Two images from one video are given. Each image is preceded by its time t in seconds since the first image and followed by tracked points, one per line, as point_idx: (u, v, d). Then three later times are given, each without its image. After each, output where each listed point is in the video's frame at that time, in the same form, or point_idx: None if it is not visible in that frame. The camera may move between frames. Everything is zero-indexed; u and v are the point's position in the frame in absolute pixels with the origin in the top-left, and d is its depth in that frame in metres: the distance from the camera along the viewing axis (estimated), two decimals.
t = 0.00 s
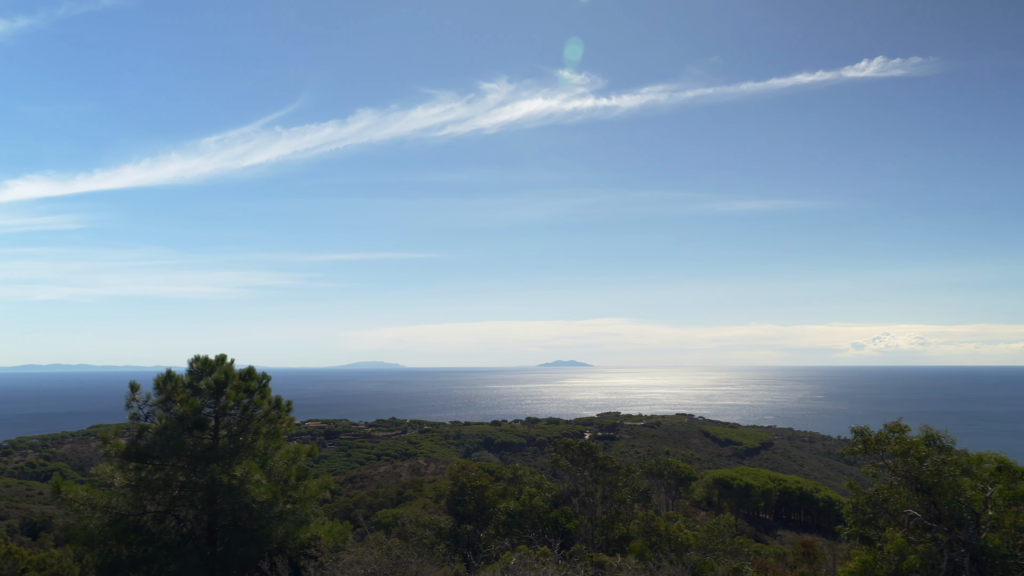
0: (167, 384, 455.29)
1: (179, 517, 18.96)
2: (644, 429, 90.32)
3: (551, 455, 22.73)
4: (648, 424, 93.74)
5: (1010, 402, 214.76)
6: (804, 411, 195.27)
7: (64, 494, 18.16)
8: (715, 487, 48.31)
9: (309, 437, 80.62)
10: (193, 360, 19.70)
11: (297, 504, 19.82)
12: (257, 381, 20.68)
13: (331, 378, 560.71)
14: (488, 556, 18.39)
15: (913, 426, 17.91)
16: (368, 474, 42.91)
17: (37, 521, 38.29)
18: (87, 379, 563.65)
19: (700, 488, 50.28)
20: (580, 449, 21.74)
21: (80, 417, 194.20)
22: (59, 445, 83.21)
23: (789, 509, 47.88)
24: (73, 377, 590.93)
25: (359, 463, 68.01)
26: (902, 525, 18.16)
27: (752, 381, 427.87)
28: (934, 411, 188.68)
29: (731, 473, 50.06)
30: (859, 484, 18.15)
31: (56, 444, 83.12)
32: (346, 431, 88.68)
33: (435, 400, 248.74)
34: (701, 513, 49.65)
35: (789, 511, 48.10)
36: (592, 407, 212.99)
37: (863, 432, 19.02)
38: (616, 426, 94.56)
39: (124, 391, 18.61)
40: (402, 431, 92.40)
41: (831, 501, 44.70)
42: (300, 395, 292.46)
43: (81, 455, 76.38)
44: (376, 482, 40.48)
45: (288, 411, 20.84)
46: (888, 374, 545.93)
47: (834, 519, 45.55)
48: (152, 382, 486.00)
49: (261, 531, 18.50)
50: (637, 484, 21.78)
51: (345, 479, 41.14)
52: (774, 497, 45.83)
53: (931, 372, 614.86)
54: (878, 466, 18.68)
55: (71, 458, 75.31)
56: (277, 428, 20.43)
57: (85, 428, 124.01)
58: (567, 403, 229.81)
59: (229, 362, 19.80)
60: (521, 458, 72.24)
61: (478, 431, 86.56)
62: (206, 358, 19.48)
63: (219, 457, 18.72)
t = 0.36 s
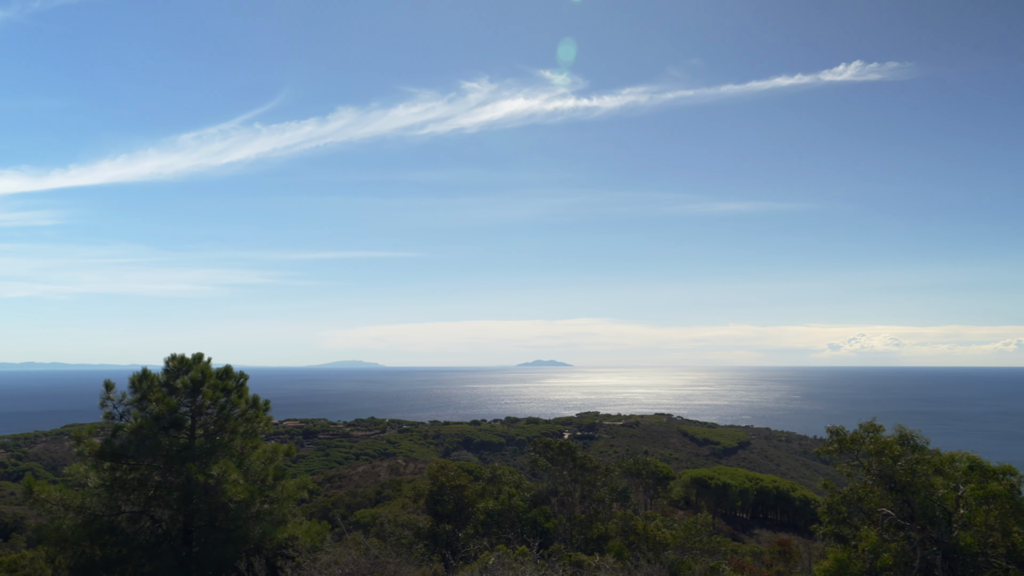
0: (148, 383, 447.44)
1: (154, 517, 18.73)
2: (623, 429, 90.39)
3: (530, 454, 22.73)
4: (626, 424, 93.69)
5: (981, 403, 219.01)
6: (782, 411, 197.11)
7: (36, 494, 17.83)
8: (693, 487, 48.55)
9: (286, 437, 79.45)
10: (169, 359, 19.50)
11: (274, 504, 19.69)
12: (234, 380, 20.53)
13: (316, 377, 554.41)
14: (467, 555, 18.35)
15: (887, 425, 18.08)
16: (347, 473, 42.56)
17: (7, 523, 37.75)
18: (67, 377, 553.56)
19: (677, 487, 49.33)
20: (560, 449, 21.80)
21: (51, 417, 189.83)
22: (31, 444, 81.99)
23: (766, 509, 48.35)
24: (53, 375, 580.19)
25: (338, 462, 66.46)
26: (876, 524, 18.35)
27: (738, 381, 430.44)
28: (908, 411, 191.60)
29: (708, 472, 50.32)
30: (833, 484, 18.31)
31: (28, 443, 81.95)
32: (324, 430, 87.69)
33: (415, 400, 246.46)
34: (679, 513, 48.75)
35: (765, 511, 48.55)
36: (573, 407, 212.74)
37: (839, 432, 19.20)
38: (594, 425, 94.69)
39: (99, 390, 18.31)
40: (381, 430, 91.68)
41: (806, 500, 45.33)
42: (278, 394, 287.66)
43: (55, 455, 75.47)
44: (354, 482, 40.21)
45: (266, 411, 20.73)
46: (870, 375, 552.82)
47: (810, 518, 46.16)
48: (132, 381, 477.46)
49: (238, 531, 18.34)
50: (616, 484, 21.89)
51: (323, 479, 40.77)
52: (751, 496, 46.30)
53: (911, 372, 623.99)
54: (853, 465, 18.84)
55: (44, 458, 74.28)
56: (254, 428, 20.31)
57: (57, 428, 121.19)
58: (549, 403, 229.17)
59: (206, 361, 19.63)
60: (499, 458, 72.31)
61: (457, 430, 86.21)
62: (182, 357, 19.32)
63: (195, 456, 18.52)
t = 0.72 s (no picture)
0: (131, 382, 440.97)
1: (130, 517, 18.53)
2: (603, 429, 90.44)
3: (511, 454, 22.73)
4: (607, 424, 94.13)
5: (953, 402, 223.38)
6: (762, 411, 198.77)
7: (9, 494, 17.50)
8: (673, 486, 48.55)
9: (264, 436, 78.36)
10: (146, 357, 19.34)
11: (253, 504, 19.56)
12: (213, 379, 20.40)
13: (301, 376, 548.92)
14: (446, 555, 18.31)
15: (863, 426, 18.23)
16: (326, 473, 42.21)
17: None
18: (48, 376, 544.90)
19: (657, 487, 49.84)
20: (541, 449, 21.81)
21: (22, 416, 185.80)
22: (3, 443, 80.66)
23: (745, 509, 48.77)
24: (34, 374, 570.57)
25: (317, 462, 65.59)
26: (852, 523, 18.51)
27: (725, 382, 432.96)
28: (884, 411, 194.35)
29: (688, 472, 50.51)
30: (809, 484, 18.50)
31: None
32: (304, 430, 86.73)
33: (397, 400, 244.45)
34: (658, 512, 49.33)
35: (744, 510, 49.01)
36: (555, 407, 212.55)
37: (816, 432, 19.35)
38: (575, 425, 95.06)
39: (74, 388, 18.02)
40: (361, 430, 90.96)
41: (784, 500, 45.86)
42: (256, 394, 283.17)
43: (28, 455, 74.31)
44: (334, 482, 39.94)
45: (244, 410, 20.64)
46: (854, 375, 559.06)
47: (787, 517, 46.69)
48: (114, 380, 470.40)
49: (215, 531, 18.20)
50: (596, 484, 22.01)
51: (301, 479, 40.38)
52: (730, 496, 46.69)
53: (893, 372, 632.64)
54: (830, 466, 18.93)
55: (17, 459, 73.20)
56: (232, 428, 20.18)
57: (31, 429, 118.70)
58: (532, 403, 228.67)
59: (184, 359, 19.47)
60: (479, 457, 72.29)
61: (437, 430, 85.80)
62: (160, 355, 19.17)
63: (173, 456, 18.33)
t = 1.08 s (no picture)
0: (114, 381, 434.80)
1: (106, 518, 18.28)
2: (584, 429, 90.45)
3: (491, 453, 22.68)
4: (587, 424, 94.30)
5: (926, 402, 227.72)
6: (742, 410, 200.72)
7: None
8: (652, 485, 48.44)
9: (243, 436, 77.50)
10: (123, 356, 19.15)
11: (231, 505, 19.41)
12: (190, 378, 20.24)
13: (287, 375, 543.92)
14: (426, 555, 18.28)
15: (841, 425, 18.38)
16: (305, 473, 41.85)
17: None
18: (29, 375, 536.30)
19: (636, 486, 49.87)
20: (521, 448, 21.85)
21: None
22: None
23: (723, 507, 49.26)
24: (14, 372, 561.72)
25: (297, 462, 64.97)
26: (829, 521, 18.69)
27: (712, 381, 435.76)
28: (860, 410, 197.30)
29: (668, 471, 50.64)
30: (787, 483, 18.64)
31: None
32: (283, 429, 85.89)
33: (380, 399, 242.67)
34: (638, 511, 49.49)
35: (722, 509, 49.50)
36: (539, 406, 212.55)
37: (794, 431, 19.51)
38: (556, 424, 95.35)
39: (48, 387, 17.73)
40: (341, 430, 90.19)
41: (762, 499, 46.50)
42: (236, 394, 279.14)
43: None
44: (313, 482, 39.67)
45: (223, 409, 20.51)
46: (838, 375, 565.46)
47: (765, 516, 47.30)
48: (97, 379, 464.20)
49: (192, 532, 17.96)
50: (576, 483, 22.13)
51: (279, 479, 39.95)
52: (709, 495, 47.09)
53: (876, 372, 641.29)
54: (808, 465, 19.04)
55: None
56: (210, 427, 20.04)
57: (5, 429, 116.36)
58: (515, 403, 228.28)
59: (162, 358, 19.33)
60: (459, 457, 72.27)
61: (418, 430, 85.44)
62: (137, 354, 19.00)
63: (150, 456, 18.14)
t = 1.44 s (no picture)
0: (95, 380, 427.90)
1: (80, 519, 18.03)
2: (564, 429, 90.34)
3: (472, 452, 22.63)
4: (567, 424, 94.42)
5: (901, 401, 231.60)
6: (723, 410, 202.61)
7: None
8: (632, 484, 48.27)
9: (219, 436, 76.51)
10: (98, 355, 18.93)
11: (207, 505, 19.23)
12: (167, 377, 20.07)
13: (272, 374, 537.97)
14: (405, 555, 18.21)
15: (818, 425, 18.55)
16: (283, 473, 41.45)
17: None
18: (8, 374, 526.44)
19: (616, 486, 49.76)
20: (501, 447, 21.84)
21: None
22: None
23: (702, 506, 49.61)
24: None
25: (275, 462, 64.32)
26: (805, 520, 18.85)
27: (699, 381, 438.11)
28: (838, 410, 200.11)
29: (647, 469, 50.72)
30: (764, 482, 18.82)
31: None
32: (261, 429, 84.88)
33: (361, 399, 240.16)
34: (617, 510, 49.50)
35: (700, 508, 49.83)
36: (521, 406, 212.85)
37: (772, 431, 19.64)
38: (536, 424, 95.46)
39: (21, 387, 17.42)
40: (320, 430, 89.21)
41: (739, 497, 47.02)
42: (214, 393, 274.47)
43: None
44: (291, 481, 39.36)
45: (200, 409, 20.34)
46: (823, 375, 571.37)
47: (742, 514, 47.80)
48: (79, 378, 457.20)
49: (168, 533, 17.73)
50: (556, 483, 22.19)
51: (257, 479, 39.49)
52: (687, 494, 47.37)
53: (860, 372, 649.12)
54: (785, 464, 19.16)
55: None
56: (187, 427, 19.82)
57: None
58: (498, 402, 227.48)
59: (138, 358, 19.16)
60: (439, 457, 72.19)
61: (397, 429, 84.87)
62: (112, 352, 18.84)
63: (125, 456, 17.93)
